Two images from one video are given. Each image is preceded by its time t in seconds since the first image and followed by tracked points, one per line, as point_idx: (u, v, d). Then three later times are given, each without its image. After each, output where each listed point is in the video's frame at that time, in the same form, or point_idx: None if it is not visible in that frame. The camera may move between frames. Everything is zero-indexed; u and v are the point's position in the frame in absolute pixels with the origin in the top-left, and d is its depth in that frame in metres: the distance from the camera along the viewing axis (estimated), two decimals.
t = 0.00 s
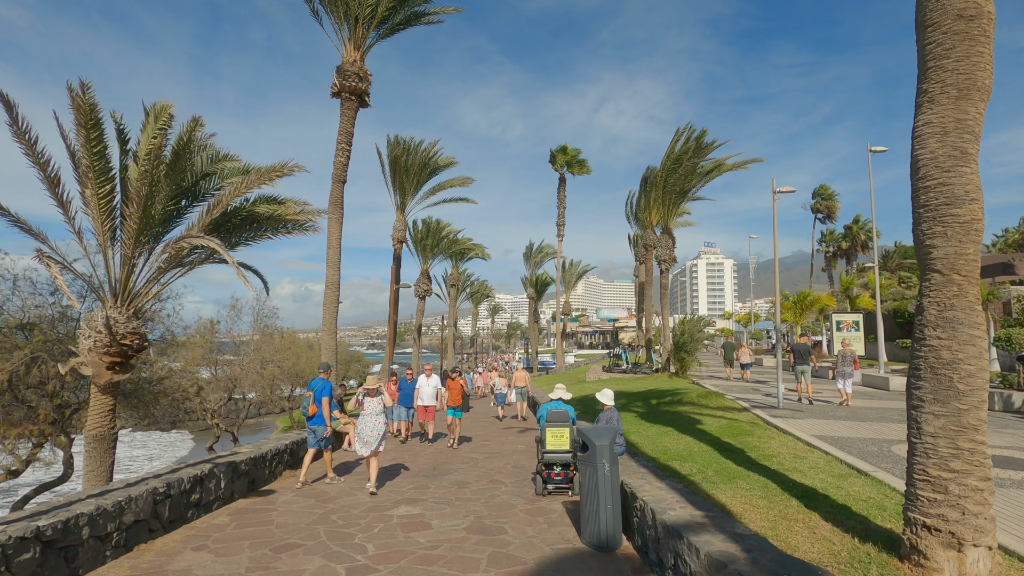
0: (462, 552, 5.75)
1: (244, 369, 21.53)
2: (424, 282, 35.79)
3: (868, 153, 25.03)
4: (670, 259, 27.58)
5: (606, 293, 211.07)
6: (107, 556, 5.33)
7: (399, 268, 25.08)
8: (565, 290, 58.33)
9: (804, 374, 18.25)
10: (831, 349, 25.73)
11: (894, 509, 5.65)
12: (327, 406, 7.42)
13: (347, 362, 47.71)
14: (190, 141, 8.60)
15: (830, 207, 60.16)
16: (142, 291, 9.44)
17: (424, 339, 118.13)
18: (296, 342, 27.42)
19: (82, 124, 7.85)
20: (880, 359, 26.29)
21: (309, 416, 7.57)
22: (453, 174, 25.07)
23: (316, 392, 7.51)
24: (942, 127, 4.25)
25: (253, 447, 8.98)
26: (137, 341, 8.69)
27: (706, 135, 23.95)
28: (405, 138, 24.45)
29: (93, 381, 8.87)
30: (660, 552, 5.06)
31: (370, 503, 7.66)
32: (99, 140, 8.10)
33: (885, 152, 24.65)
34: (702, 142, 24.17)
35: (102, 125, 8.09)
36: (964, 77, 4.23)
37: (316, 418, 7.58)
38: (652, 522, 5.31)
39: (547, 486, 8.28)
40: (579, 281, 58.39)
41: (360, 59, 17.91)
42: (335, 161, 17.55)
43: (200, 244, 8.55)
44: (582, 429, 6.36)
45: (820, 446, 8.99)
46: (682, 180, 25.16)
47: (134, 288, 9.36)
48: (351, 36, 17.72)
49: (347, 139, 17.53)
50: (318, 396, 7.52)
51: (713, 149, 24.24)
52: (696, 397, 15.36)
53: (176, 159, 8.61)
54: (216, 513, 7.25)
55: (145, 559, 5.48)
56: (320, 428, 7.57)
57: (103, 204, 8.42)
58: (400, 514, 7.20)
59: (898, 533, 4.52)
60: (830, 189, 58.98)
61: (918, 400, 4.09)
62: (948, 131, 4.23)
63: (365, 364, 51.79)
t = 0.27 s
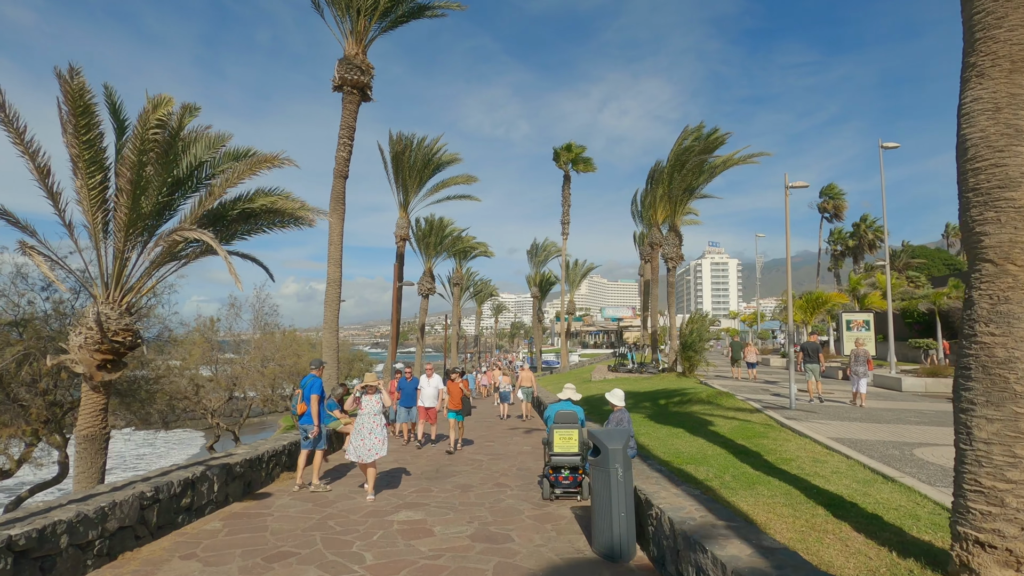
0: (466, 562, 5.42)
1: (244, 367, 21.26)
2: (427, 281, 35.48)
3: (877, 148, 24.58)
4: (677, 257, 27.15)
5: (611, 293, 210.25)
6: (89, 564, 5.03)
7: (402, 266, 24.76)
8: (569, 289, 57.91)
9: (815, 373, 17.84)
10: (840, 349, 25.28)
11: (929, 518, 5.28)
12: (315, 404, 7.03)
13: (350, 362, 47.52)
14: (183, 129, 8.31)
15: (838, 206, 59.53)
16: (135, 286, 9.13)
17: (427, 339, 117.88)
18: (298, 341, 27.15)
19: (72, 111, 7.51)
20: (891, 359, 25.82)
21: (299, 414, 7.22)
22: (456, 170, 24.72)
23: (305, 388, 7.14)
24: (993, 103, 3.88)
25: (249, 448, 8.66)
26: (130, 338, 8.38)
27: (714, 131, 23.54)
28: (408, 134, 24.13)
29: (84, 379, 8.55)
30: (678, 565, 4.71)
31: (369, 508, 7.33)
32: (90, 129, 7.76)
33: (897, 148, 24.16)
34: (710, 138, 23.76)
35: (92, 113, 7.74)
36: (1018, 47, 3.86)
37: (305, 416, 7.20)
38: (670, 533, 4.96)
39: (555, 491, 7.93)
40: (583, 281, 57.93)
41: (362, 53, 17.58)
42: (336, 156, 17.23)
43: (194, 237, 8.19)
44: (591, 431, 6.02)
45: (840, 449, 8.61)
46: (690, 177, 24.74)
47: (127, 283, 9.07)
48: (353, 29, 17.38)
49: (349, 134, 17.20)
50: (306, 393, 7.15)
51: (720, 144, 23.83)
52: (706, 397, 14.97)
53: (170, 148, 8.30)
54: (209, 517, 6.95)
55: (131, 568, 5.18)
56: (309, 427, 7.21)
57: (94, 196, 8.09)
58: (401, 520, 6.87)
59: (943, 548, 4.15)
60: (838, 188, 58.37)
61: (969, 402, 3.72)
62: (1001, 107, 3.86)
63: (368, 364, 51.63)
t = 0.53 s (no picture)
0: None
1: (245, 368, 20.98)
2: (431, 281, 35.16)
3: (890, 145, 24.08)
4: (685, 256, 26.71)
5: (615, 293, 209.80)
6: None
7: (405, 266, 24.44)
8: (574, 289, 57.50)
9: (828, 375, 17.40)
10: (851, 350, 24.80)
11: (971, 535, 4.88)
12: (311, 412, 6.73)
13: (354, 362, 47.29)
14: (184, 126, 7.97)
15: (845, 205, 58.90)
16: (127, 285, 8.82)
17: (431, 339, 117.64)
18: (300, 341, 26.89)
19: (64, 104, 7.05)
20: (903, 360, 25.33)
21: (293, 422, 6.86)
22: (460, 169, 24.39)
23: (300, 395, 6.83)
24: None
25: (243, 454, 8.31)
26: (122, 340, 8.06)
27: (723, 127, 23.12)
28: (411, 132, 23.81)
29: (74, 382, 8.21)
30: None
31: (369, 518, 6.98)
32: (84, 123, 7.33)
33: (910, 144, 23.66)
34: (718, 134, 23.33)
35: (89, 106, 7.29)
36: None
37: (301, 424, 6.86)
38: (693, 552, 4.56)
39: (564, 500, 7.56)
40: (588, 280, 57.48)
41: (364, 48, 17.26)
42: (338, 153, 16.91)
43: (182, 234, 7.86)
44: (605, 440, 5.61)
45: (863, 455, 8.21)
46: (698, 175, 24.31)
47: (119, 283, 8.75)
48: (355, 24, 17.06)
49: (351, 131, 16.88)
50: (301, 399, 6.83)
51: (728, 141, 23.39)
52: (717, 399, 14.57)
53: (169, 144, 7.92)
54: (200, 529, 6.62)
55: None
56: (305, 436, 6.87)
57: (84, 192, 7.70)
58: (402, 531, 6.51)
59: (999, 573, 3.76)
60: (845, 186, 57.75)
61: None
62: None
63: (372, 365, 51.37)
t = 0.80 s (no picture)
0: None
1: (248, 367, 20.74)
2: (436, 279, 34.86)
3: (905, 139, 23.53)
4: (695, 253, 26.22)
5: (621, 292, 209.10)
6: None
7: (410, 263, 24.12)
8: (580, 288, 57.06)
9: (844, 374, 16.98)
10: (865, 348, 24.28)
11: None
12: (315, 413, 6.43)
13: (359, 362, 47.06)
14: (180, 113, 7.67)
15: (855, 202, 58.13)
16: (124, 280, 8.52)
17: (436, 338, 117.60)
18: (305, 339, 26.65)
19: (55, 90, 6.72)
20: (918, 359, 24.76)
21: (291, 422, 6.49)
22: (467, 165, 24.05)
23: (302, 394, 6.48)
24: None
25: (243, 456, 7.99)
26: (117, 336, 7.76)
27: (734, 121, 22.66)
28: (417, 127, 23.49)
29: (66, 381, 7.91)
30: None
31: (372, 523, 6.64)
32: (77, 111, 6.99)
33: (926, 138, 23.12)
34: (729, 128, 22.88)
35: (82, 93, 6.96)
36: None
37: (298, 424, 6.51)
38: (722, 566, 4.17)
39: (575, 506, 7.19)
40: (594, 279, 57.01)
41: (369, 41, 16.93)
42: (342, 147, 16.59)
43: (176, 226, 7.55)
44: (623, 442, 5.23)
45: (891, 458, 7.79)
46: (708, 170, 23.86)
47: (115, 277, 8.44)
48: (359, 15, 16.72)
49: (355, 124, 16.55)
50: (302, 399, 6.49)
51: (738, 136, 22.90)
52: (731, 399, 14.14)
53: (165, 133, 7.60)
54: (195, 534, 6.30)
55: None
56: (301, 437, 6.51)
57: (75, 183, 7.39)
58: (407, 538, 6.16)
59: None
60: (855, 184, 57.02)
61: None
62: None
63: (377, 364, 51.13)
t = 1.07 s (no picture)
0: None
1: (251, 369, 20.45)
2: (441, 279, 34.52)
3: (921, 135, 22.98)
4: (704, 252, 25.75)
5: (626, 292, 208.30)
6: None
7: (414, 262, 23.78)
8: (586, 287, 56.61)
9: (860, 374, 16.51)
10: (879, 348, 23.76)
11: None
12: (310, 417, 6.04)
13: (364, 362, 46.76)
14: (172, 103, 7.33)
15: (865, 200, 57.42)
16: (117, 279, 8.19)
17: (441, 338, 117.32)
18: (308, 339, 26.36)
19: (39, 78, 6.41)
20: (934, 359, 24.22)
21: (286, 429, 6.15)
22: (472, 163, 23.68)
23: (298, 399, 6.15)
24: None
25: (240, 462, 7.65)
26: (109, 337, 7.42)
27: (745, 117, 22.18)
28: (422, 125, 23.13)
29: (56, 383, 7.59)
30: None
31: (374, 535, 6.27)
32: (62, 100, 6.67)
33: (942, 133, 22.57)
34: (740, 124, 22.41)
35: (68, 81, 6.64)
36: None
37: (294, 431, 6.16)
38: None
39: (588, 516, 6.78)
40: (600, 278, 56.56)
41: (372, 35, 16.59)
42: (345, 144, 16.26)
43: (168, 221, 7.19)
44: (645, 451, 4.81)
45: (923, 465, 7.34)
46: (717, 167, 23.41)
47: (107, 276, 8.12)
48: (362, 9, 16.37)
49: (358, 120, 16.22)
50: (299, 403, 6.16)
51: (749, 131, 22.42)
52: (745, 401, 13.69)
53: (157, 124, 7.28)
54: (188, 547, 5.96)
55: None
56: (298, 444, 6.19)
57: (63, 176, 7.06)
58: (411, 551, 5.81)
59: None
60: (865, 181, 56.32)
61: None
62: None
63: (382, 365, 50.82)
